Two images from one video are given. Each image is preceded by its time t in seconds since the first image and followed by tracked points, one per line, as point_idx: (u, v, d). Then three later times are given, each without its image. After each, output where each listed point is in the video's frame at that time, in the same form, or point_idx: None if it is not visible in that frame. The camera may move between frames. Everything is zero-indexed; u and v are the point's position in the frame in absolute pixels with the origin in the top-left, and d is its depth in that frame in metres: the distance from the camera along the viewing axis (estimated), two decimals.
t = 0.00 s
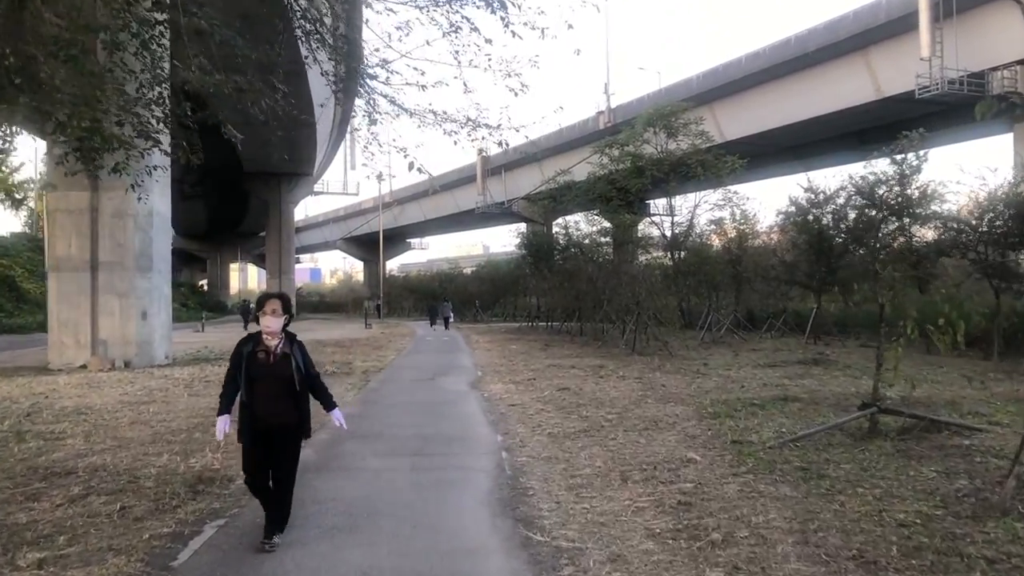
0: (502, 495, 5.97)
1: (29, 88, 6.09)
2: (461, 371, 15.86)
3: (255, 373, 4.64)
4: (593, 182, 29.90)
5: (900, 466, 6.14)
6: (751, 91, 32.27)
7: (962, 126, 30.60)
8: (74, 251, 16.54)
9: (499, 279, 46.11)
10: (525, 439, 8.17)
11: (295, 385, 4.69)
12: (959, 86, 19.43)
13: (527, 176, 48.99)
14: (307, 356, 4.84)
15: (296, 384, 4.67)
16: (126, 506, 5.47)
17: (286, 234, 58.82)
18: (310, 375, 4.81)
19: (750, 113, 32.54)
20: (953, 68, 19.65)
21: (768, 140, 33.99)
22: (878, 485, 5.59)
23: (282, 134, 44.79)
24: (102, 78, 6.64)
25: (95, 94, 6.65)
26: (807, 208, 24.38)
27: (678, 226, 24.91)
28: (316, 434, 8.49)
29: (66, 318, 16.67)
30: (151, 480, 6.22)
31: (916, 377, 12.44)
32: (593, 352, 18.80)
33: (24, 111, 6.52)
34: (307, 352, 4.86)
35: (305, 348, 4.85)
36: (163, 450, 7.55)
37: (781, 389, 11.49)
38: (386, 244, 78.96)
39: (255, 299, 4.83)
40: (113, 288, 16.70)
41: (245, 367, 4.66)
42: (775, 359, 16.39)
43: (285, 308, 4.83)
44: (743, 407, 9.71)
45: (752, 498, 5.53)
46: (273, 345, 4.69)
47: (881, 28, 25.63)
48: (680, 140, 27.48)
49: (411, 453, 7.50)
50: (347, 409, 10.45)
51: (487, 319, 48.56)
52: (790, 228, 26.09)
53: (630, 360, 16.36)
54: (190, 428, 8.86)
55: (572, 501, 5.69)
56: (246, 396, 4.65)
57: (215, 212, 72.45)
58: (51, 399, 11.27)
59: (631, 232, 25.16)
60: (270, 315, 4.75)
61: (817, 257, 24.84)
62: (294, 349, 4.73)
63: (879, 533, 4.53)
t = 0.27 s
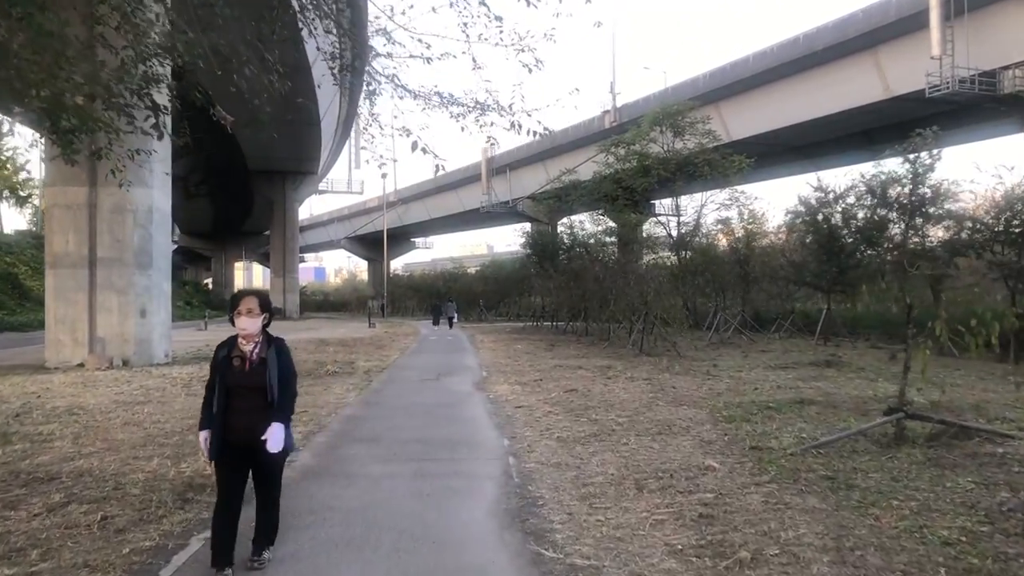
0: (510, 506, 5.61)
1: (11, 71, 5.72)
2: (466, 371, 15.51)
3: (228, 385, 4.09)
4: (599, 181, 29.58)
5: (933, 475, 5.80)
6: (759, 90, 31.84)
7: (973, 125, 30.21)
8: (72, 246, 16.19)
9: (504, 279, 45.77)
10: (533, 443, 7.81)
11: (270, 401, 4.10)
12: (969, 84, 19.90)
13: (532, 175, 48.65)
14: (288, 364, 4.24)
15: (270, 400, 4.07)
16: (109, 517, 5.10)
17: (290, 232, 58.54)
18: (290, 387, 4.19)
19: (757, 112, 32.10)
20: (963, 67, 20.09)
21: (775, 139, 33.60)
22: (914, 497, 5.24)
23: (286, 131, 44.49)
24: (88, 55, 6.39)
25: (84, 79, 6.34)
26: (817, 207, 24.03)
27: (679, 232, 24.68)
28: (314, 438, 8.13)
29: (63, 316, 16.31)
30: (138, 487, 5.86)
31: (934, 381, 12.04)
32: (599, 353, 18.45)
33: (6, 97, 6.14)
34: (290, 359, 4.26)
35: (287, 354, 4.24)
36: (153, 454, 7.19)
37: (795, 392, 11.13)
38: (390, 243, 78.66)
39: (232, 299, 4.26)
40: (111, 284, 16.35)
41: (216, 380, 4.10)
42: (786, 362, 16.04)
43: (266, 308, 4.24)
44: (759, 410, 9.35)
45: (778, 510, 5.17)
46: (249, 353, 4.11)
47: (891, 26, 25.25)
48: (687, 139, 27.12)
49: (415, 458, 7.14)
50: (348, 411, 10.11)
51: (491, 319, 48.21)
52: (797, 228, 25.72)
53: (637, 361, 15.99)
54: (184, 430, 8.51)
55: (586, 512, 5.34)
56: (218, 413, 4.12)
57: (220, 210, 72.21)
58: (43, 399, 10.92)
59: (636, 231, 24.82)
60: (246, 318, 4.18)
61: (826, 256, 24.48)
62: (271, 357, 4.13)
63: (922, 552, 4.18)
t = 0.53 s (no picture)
0: (514, 526, 5.24)
1: None
2: (464, 374, 15.13)
3: (182, 404, 3.60)
4: (597, 181, 29.23)
5: (964, 492, 5.44)
6: (758, 89, 31.48)
7: (975, 124, 29.89)
8: (59, 247, 15.80)
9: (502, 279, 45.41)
10: (536, 454, 7.45)
11: (230, 424, 3.61)
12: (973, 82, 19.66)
13: (529, 175, 48.27)
14: (254, 380, 3.76)
15: (231, 423, 3.59)
16: (80, 542, 4.72)
17: (285, 232, 58.11)
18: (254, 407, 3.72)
19: (757, 111, 31.73)
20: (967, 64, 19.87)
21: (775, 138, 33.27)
22: (948, 518, 4.88)
23: (281, 131, 44.08)
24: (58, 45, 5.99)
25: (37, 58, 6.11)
26: (818, 206, 23.71)
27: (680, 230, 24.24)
28: (306, 449, 7.76)
29: (51, 319, 15.92)
30: (114, 508, 5.48)
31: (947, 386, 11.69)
32: (600, 356, 18.06)
33: None
34: (256, 374, 3.77)
35: (253, 369, 3.76)
36: (133, 468, 6.81)
37: (803, 397, 10.76)
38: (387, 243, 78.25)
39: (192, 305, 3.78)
40: (100, 286, 15.96)
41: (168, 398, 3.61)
42: (791, 364, 15.69)
43: (229, 317, 3.77)
44: (769, 418, 8.98)
45: (802, 532, 4.81)
46: (207, 368, 3.64)
47: (892, 23, 24.90)
48: (686, 138, 26.75)
49: (411, 472, 6.77)
50: (343, 419, 9.75)
51: (489, 320, 47.85)
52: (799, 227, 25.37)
53: (640, 365, 15.64)
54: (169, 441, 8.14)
55: (596, 534, 4.97)
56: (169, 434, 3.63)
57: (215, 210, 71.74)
58: (24, 407, 10.51)
59: (635, 232, 24.47)
60: (207, 327, 3.70)
61: (828, 257, 24.14)
62: (233, 373, 3.66)
63: None
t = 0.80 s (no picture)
0: (513, 540, 4.90)
1: None
2: (463, 376, 14.76)
3: (132, 420, 3.12)
4: (597, 180, 28.90)
5: (995, 506, 5.08)
6: (758, 89, 31.12)
7: (978, 122, 29.56)
8: (47, 246, 15.42)
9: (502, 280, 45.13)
10: (537, 460, 7.09)
11: (199, 442, 3.19)
12: (976, 81, 19.32)
13: (528, 175, 47.91)
14: (217, 386, 3.35)
15: (199, 439, 3.16)
16: (47, 560, 4.37)
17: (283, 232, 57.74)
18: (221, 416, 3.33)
19: (757, 111, 31.38)
20: (969, 63, 19.52)
21: (777, 137, 32.92)
22: (982, 533, 4.54)
23: (279, 130, 43.71)
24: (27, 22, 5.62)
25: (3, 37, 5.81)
26: (822, 205, 23.39)
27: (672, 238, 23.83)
28: (296, 455, 7.40)
29: (39, 319, 15.56)
30: (86, 519, 5.13)
31: (959, 388, 11.35)
32: (601, 357, 17.71)
33: None
34: (219, 380, 3.37)
35: (215, 375, 3.35)
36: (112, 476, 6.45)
37: (814, 400, 10.39)
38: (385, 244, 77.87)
39: (139, 306, 3.29)
40: (90, 285, 15.59)
41: (121, 418, 3.11)
42: (798, 366, 15.31)
43: (185, 318, 3.32)
44: (781, 422, 8.61)
45: (824, 547, 4.47)
46: (167, 380, 3.17)
47: (895, 21, 24.53)
48: (686, 137, 26.37)
49: (406, 480, 6.41)
50: (336, 422, 9.38)
51: (488, 320, 47.53)
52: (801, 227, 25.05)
53: (642, 366, 15.29)
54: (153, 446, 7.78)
55: (604, 549, 4.64)
56: (123, 457, 3.13)
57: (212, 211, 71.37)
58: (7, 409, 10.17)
59: (635, 232, 24.13)
60: (162, 332, 3.23)
61: (831, 256, 23.81)
62: (199, 382, 3.22)
63: None
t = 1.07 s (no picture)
0: (520, 568, 4.49)
1: None
2: (465, 381, 14.34)
3: (58, 464, 2.65)
4: (600, 180, 28.47)
5: None
6: (762, 87, 30.68)
7: (986, 119, 29.17)
8: (36, 249, 15.00)
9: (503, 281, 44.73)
10: (543, 474, 6.67)
11: (148, 492, 2.76)
12: (986, 78, 19.03)
13: (530, 175, 47.49)
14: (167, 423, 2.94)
15: (145, 481, 2.74)
16: None
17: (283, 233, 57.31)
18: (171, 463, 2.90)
19: (761, 109, 30.93)
20: (979, 59, 19.21)
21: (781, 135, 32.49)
22: None
23: (278, 130, 43.29)
24: None
25: None
26: (833, 203, 22.92)
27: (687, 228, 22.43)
28: (288, 470, 6.99)
29: (28, 323, 15.15)
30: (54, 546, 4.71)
31: (980, 394, 10.94)
32: (606, 360, 17.28)
33: None
34: (169, 415, 2.96)
35: (165, 409, 2.93)
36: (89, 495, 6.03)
37: (831, 407, 9.97)
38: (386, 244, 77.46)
39: (73, 322, 2.86)
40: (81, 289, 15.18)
41: (40, 464, 2.63)
42: (810, 369, 14.88)
43: (129, 341, 2.91)
44: (800, 432, 8.19)
45: None
46: (104, 416, 2.74)
47: (902, 17, 24.12)
48: (691, 136, 25.91)
49: (404, 499, 6.00)
50: (333, 432, 8.98)
51: (489, 321, 47.13)
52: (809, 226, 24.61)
53: (649, 369, 14.88)
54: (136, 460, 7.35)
55: None
56: (47, 510, 2.64)
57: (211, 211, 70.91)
58: None
59: (639, 231, 23.69)
60: (100, 356, 2.81)
61: (839, 256, 23.38)
62: (146, 415, 2.82)
63: None
